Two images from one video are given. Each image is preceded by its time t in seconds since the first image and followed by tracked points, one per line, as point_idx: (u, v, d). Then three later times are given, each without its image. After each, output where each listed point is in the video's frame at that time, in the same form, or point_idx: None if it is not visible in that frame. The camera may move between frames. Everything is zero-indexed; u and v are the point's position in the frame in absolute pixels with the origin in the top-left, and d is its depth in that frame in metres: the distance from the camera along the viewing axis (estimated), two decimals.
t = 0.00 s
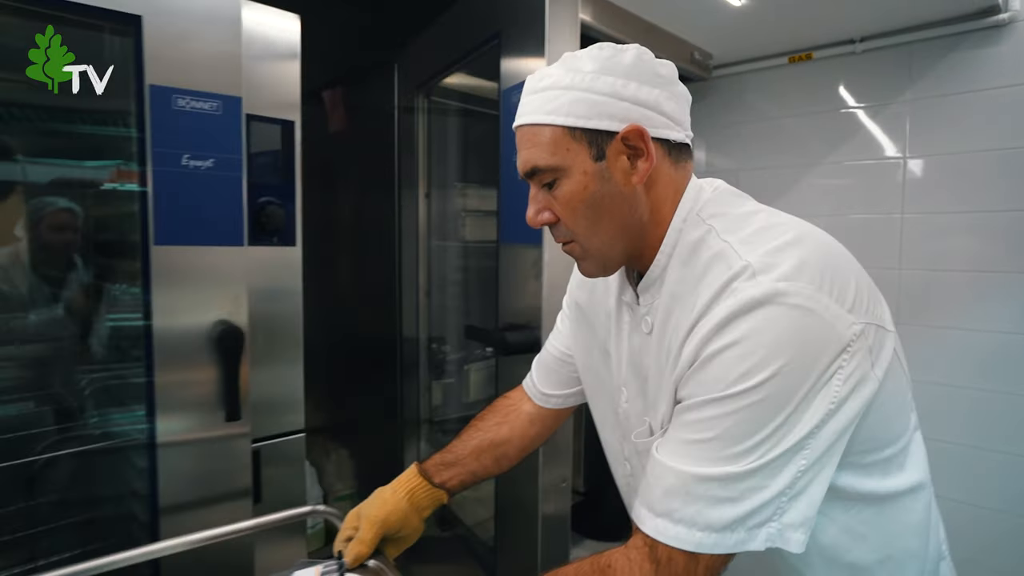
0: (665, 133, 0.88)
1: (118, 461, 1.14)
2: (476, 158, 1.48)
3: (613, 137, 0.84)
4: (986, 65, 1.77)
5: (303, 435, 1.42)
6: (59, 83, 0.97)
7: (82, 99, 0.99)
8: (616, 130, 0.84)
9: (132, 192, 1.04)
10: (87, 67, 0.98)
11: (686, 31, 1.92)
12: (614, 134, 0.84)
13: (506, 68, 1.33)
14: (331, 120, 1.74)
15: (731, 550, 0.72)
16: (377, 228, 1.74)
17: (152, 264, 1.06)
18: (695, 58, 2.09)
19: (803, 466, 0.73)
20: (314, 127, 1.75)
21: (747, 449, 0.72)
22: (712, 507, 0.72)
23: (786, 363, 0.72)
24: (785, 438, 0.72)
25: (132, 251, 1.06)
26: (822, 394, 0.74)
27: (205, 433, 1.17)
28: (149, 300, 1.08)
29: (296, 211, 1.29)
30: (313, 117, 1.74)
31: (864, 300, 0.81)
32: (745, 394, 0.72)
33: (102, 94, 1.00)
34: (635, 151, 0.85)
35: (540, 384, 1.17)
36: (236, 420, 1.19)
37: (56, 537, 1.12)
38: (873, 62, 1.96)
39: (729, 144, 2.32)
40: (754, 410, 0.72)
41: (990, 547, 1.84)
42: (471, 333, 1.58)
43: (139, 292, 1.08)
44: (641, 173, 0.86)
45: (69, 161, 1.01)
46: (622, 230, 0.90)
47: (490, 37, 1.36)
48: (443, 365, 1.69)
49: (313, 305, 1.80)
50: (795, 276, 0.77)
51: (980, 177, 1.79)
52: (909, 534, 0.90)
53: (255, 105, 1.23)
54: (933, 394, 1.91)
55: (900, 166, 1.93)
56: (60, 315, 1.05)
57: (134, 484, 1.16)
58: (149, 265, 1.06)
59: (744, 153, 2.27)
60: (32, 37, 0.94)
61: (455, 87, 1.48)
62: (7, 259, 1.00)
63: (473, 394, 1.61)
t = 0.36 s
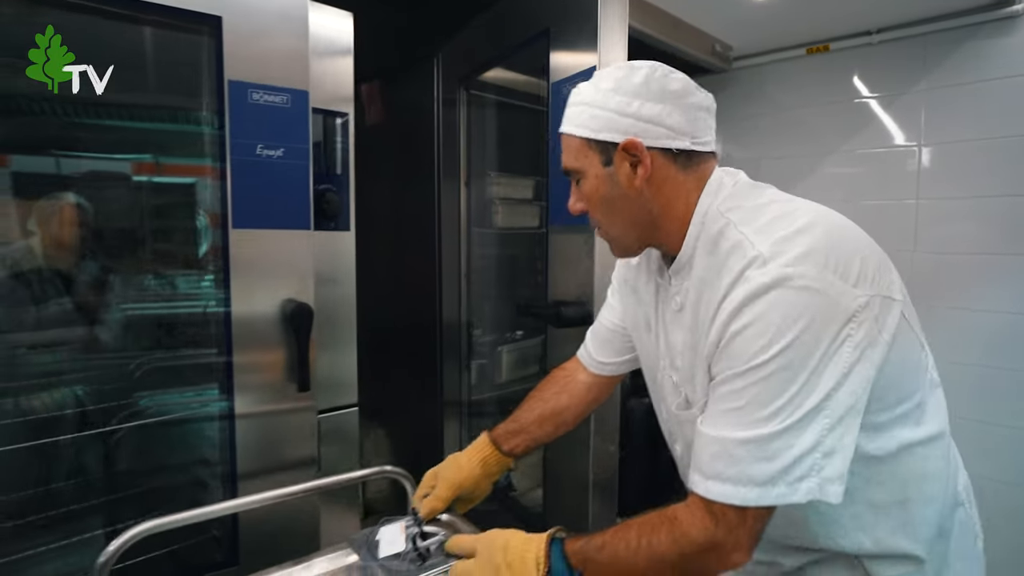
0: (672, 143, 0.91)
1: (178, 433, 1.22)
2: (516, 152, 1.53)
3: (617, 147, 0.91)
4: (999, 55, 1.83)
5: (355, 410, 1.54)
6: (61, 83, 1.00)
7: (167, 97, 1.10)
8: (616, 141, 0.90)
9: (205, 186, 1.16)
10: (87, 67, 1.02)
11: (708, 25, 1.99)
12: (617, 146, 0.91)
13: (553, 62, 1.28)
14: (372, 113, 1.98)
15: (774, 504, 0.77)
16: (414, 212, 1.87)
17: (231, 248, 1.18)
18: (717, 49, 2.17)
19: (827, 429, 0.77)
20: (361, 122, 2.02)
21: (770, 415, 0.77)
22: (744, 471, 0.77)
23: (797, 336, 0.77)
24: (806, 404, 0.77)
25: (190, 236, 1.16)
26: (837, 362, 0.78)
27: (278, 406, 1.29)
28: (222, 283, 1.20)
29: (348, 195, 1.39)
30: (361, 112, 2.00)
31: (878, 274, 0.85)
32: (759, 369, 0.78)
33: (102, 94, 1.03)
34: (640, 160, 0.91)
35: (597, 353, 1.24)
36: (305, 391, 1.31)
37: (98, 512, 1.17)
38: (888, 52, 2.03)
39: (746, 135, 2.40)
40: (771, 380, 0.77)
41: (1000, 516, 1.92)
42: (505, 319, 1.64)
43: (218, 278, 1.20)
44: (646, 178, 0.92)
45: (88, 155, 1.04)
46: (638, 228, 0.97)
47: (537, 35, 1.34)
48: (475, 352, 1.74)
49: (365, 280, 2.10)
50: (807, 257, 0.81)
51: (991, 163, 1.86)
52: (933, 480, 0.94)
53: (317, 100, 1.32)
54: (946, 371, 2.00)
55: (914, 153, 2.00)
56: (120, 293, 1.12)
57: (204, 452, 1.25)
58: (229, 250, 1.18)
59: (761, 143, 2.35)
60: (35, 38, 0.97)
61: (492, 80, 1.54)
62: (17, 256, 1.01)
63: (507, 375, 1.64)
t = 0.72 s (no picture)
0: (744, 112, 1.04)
1: (203, 416, 1.28)
2: (528, 144, 1.58)
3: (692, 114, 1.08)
4: (993, 53, 1.90)
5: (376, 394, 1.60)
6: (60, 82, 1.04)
7: (192, 93, 1.17)
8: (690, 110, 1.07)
9: (231, 178, 1.23)
10: (86, 67, 1.05)
11: (712, 23, 2.05)
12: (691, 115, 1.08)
13: (568, 62, 1.32)
14: (386, 109, 2.05)
15: (828, 398, 0.80)
16: (428, 205, 1.95)
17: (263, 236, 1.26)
18: (720, 47, 2.22)
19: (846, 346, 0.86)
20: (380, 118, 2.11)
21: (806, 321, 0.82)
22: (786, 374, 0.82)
23: (814, 250, 0.85)
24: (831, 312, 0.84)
25: (210, 227, 1.22)
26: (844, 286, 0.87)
27: (311, 389, 1.37)
28: (248, 272, 1.28)
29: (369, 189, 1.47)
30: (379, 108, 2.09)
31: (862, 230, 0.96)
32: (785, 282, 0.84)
33: (102, 94, 1.07)
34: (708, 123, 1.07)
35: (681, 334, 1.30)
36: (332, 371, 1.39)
37: (115, 495, 1.19)
38: (886, 49, 2.09)
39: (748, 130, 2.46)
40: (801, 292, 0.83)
41: (991, 496, 2.00)
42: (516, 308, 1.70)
43: (251, 268, 1.27)
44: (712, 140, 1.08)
45: (98, 147, 1.08)
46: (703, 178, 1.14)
47: (553, 36, 1.38)
48: (486, 338, 1.82)
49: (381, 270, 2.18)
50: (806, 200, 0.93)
51: (987, 157, 1.93)
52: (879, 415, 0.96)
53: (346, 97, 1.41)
54: (942, 357, 2.07)
55: (912, 148, 2.06)
56: (136, 287, 1.17)
57: (231, 433, 1.32)
58: (262, 239, 1.26)
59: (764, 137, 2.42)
60: (34, 37, 1.00)
61: (506, 78, 1.61)
62: (17, 247, 1.03)
63: (516, 362, 1.70)
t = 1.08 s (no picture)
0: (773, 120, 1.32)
1: (209, 402, 1.34)
2: (525, 142, 1.65)
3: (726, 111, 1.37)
4: (971, 55, 1.98)
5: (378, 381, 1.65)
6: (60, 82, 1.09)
7: (194, 91, 1.22)
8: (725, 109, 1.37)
9: (238, 173, 1.29)
10: (86, 67, 1.11)
11: (704, 25, 2.12)
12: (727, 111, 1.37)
13: (564, 63, 1.38)
14: (388, 107, 2.12)
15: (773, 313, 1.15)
16: (428, 200, 2.01)
17: (272, 229, 1.33)
18: (710, 47, 2.29)
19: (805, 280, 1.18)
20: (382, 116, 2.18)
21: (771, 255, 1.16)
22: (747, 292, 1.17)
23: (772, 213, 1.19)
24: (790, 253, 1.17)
25: (213, 221, 1.28)
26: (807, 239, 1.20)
27: (317, 375, 1.44)
28: (250, 265, 1.34)
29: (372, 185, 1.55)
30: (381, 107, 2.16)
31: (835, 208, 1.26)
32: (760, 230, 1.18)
33: (102, 93, 1.13)
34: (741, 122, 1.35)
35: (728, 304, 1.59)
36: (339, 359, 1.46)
37: (117, 479, 1.25)
38: (870, 50, 2.17)
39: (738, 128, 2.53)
40: (768, 235, 1.18)
41: (980, 482, 2.07)
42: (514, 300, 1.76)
43: (258, 258, 1.34)
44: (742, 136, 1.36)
45: (100, 142, 1.14)
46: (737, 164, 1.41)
47: (548, 38, 1.45)
48: (484, 329, 1.88)
49: (384, 264, 2.25)
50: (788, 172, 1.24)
51: (966, 155, 2.01)
52: (806, 347, 1.22)
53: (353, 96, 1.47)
54: (926, 348, 2.15)
55: (895, 146, 2.15)
56: (140, 281, 1.22)
57: (241, 417, 1.38)
58: (272, 230, 1.33)
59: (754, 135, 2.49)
60: (34, 37, 1.05)
61: (504, 78, 1.68)
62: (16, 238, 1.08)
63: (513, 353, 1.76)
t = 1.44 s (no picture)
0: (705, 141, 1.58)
1: (211, 387, 1.39)
2: (519, 134, 1.70)
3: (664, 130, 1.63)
4: (954, 50, 2.03)
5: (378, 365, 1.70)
6: (61, 82, 1.13)
7: (194, 84, 1.27)
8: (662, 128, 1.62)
9: (239, 167, 1.35)
10: (86, 67, 1.15)
11: (696, 20, 2.17)
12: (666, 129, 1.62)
13: (557, 57, 1.43)
14: (387, 99, 2.17)
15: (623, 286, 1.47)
16: (425, 191, 2.06)
17: (275, 215, 1.38)
18: (702, 42, 2.33)
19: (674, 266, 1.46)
20: (381, 108, 2.22)
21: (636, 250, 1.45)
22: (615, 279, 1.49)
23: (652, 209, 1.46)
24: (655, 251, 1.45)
25: (212, 213, 1.33)
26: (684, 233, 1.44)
27: (318, 359, 1.50)
28: (250, 257, 1.39)
29: (371, 174, 1.60)
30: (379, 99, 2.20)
31: (724, 208, 1.45)
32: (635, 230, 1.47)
33: (102, 93, 1.17)
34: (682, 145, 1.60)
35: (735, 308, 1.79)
36: (339, 341, 1.51)
37: (119, 461, 1.28)
38: (858, 45, 2.22)
39: (730, 122, 2.58)
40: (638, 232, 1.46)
41: (967, 466, 2.12)
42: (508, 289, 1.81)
43: (257, 251, 1.39)
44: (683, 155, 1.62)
45: (103, 135, 1.18)
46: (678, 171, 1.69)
47: (542, 32, 1.49)
48: (479, 318, 1.93)
49: (383, 253, 2.31)
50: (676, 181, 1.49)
51: (950, 147, 2.07)
52: (690, 322, 1.46)
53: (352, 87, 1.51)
54: (912, 337, 2.20)
55: (882, 139, 2.21)
56: (142, 271, 1.27)
57: (244, 401, 1.44)
58: (274, 223, 1.38)
59: (745, 129, 2.54)
60: (34, 37, 1.09)
61: (499, 71, 1.72)
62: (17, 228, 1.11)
63: (508, 341, 1.81)
